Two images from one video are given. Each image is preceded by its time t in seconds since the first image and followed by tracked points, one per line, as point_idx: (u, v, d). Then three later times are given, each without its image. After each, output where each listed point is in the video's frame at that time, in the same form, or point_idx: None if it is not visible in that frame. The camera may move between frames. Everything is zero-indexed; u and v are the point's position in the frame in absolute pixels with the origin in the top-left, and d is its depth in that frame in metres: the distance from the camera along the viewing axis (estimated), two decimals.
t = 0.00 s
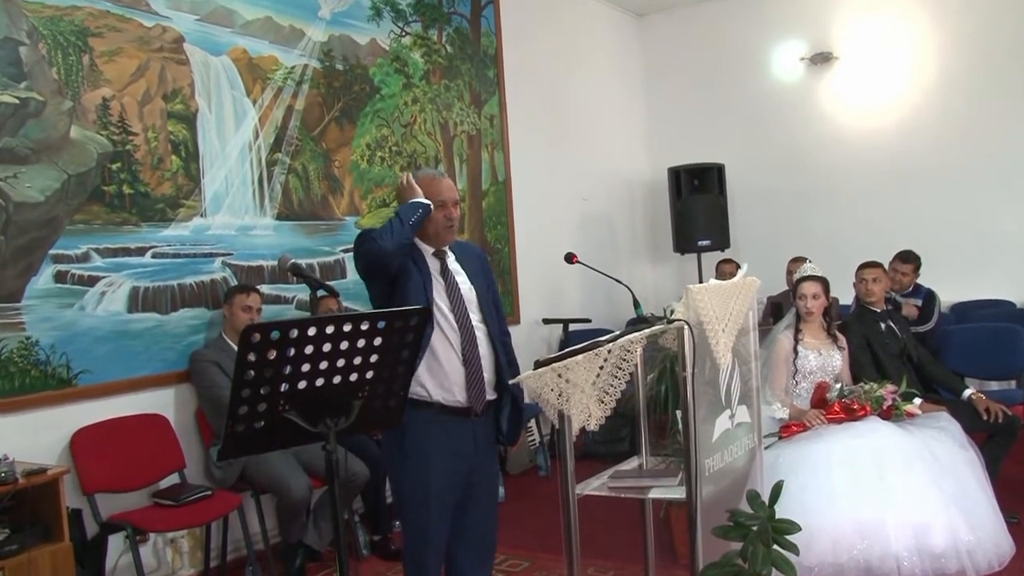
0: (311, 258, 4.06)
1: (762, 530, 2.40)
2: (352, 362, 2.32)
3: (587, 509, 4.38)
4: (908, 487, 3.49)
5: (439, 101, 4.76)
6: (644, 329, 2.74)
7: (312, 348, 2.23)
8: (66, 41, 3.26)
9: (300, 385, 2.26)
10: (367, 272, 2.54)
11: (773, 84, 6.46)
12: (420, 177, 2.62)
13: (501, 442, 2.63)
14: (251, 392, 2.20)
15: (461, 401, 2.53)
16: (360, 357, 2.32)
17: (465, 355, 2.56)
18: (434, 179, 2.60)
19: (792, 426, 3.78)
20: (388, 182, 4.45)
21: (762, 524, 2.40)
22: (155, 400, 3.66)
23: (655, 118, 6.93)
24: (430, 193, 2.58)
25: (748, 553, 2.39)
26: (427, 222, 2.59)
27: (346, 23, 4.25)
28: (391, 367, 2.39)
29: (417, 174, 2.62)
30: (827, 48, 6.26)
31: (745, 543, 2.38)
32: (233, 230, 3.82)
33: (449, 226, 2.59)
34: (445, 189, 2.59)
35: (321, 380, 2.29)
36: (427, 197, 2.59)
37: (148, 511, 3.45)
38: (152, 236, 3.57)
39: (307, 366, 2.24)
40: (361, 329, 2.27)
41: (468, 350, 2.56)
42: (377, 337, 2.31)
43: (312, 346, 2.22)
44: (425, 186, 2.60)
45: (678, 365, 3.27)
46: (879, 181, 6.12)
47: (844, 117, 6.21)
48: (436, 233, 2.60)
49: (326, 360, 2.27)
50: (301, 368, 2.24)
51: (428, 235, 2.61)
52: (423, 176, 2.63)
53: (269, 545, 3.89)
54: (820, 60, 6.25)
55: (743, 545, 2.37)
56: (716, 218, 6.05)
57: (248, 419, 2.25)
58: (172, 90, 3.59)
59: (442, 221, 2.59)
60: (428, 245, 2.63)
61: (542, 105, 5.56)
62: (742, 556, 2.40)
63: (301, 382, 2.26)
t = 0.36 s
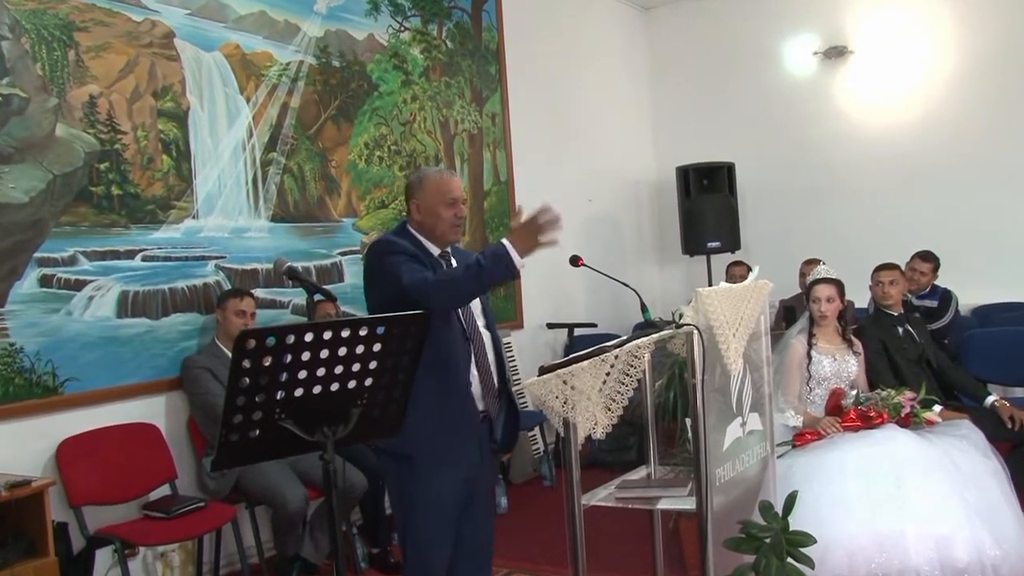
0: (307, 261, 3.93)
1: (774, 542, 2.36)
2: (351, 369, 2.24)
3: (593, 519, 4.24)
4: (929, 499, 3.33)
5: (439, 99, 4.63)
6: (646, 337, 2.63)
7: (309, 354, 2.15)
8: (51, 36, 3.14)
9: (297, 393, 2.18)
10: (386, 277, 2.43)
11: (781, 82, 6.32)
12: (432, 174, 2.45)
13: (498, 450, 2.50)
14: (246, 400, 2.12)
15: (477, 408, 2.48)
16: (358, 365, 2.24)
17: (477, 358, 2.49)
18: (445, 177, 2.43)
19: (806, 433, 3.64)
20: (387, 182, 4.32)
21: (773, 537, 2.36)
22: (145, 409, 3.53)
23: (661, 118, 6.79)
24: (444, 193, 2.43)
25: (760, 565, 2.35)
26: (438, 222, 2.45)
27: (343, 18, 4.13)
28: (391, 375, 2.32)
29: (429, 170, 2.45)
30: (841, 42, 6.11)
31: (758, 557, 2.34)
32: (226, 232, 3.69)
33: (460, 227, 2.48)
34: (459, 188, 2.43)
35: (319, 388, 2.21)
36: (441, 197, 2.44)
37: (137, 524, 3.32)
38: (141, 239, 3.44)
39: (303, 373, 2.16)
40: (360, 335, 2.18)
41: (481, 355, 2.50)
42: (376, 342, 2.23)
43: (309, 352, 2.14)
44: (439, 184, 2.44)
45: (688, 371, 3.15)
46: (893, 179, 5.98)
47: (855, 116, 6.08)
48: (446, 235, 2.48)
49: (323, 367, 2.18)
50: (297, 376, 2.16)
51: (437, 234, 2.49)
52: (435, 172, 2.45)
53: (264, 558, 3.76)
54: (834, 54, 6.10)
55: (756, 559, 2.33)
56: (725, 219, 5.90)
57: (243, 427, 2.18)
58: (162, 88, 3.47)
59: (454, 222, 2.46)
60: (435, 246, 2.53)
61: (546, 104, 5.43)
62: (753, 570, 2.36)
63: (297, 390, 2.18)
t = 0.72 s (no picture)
0: (303, 263, 3.80)
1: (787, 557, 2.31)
2: (350, 375, 2.12)
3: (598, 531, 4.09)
4: (948, 511, 3.17)
5: (440, 95, 4.50)
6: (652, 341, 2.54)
7: (307, 359, 2.04)
8: (35, 28, 3.02)
9: (292, 400, 2.07)
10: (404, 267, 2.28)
11: (790, 81, 6.18)
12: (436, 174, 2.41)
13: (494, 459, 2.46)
14: (238, 407, 2.01)
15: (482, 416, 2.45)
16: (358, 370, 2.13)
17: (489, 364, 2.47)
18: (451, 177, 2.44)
19: (819, 443, 3.50)
20: (386, 181, 4.19)
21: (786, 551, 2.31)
22: (134, 416, 3.40)
23: (669, 117, 6.65)
24: (453, 193, 2.43)
25: None
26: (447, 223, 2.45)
27: (339, 11, 4.00)
28: (392, 381, 2.21)
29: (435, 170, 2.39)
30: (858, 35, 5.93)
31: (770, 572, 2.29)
32: (218, 233, 3.56)
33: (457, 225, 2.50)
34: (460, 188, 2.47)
35: (316, 394, 2.10)
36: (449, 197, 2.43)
37: (124, 537, 3.19)
38: (130, 240, 3.31)
39: (300, 379, 2.05)
40: (360, 339, 2.07)
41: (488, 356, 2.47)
42: (376, 347, 2.12)
43: (305, 357, 2.03)
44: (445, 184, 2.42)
45: (696, 378, 3.02)
46: (906, 178, 5.80)
47: (864, 116, 5.93)
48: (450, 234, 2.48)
49: (320, 373, 2.07)
50: (293, 382, 2.05)
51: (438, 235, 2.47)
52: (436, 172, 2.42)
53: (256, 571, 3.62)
54: (849, 48, 5.93)
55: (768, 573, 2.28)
56: (734, 221, 5.76)
57: (236, 437, 2.06)
58: (152, 82, 3.34)
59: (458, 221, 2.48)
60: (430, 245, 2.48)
61: (550, 103, 5.31)
62: None
63: (293, 398, 2.06)
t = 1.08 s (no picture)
0: (291, 264, 3.67)
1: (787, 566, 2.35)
2: (337, 381, 2.23)
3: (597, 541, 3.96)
4: (960, 517, 3.02)
5: (432, 89, 4.37)
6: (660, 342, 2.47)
7: (293, 364, 2.14)
8: (7, 17, 2.88)
9: (279, 405, 2.17)
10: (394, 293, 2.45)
11: (791, 77, 6.05)
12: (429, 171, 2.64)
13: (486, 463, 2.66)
14: (225, 412, 2.11)
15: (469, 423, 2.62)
16: (345, 375, 2.24)
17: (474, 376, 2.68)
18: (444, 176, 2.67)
19: (826, 448, 3.38)
20: (378, 179, 4.06)
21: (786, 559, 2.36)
22: (115, 423, 3.26)
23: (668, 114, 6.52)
24: (446, 191, 2.66)
25: None
26: (443, 218, 2.64)
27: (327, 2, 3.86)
28: (380, 387, 2.32)
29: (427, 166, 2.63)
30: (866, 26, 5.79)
31: None
32: (203, 233, 3.43)
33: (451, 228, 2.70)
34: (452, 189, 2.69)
35: (304, 399, 2.20)
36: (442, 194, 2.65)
37: (104, 549, 3.05)
38: (110, 240, 3.18)
39: (287, 384, 2.16)
40: (347, 343, 2.18)
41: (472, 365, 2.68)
42: (364, 351, 2.22)
43: (292, 362, 2.13)
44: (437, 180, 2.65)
45: (698, 381, 2.90)
46: (911, 176, 5.68)
47: (867, 112, 5.80)
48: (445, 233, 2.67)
49: (308, 377, 2.18)
50: (280, 387, 2.15)
51: (437, 232, 2.64)
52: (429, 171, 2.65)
53: None
54: (856, 39, 5.78)
55: None
56: (736, 220, 5.63)
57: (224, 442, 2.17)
58: (132, 75, 3.21)
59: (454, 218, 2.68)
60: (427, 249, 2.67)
61: (546, 99, 5.18)
62: None
63: (280, 402, 2.17)
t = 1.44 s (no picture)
0: (283, 264, 3.54)
1: None
2: (331, 384, 2.14)
3: (601, 550, 3.82)
4: (981, 524, 2.90)
5: (428, 83, 4.23)
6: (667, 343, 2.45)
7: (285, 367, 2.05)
8: None
9: (270, 410, 2.08)
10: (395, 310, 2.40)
11: (801, 66, 5.83)
12: (436, 168, 2.63)
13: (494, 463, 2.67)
14: (212, 418, 2.01)
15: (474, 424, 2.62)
16: (339, 378, 2.14)
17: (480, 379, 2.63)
18: (452, 173, 2.65)
19: (838, 453, 3.25)
20: (372, 176, 3.93)
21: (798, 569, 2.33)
22: (100, 430, 3.13)
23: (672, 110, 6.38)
24: (451, 188, 2.62)
25: None
26: (449, 216, 2.62)
27: None
28: (376, 388, 2.24)
29: (434, 163, 2.63)
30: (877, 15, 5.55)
31: None
32: (190, 232, 3.30)
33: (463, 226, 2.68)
34: (462, 185, 2.66)
35: (296, 404, 2.11)
36: (449, 191, 2.63)
37: (88, 562, 2.92)
38: (93, 240, 3.06)
39: (279, 388, 2.06)
40: (341, 346, 2.10)
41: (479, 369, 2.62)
42: (359, 353, 2.13)
43: (284, 365, 2.04)
44: (445, 177, 2.63)
45: (705, 383, 2.77)
46: (925, 172, 5.45)
47: (877, 105, 5.57)
48: (454, 232, 2.65)
49: (301, 381, 2.08)
50: (271, 391, 2.06)
51: (444, 230, 2.64)
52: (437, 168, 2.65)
53: None
54: (869, 28, 5.55)
55: None
56: (742, 218, 5.47)
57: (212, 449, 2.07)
58: (115, 68, 3.09)
59: (462, 216, 2.65)
60: (438, 247, 2.66)
61: (546, 94, 5.05)
62: None
63: (271, 407, 2.07)
